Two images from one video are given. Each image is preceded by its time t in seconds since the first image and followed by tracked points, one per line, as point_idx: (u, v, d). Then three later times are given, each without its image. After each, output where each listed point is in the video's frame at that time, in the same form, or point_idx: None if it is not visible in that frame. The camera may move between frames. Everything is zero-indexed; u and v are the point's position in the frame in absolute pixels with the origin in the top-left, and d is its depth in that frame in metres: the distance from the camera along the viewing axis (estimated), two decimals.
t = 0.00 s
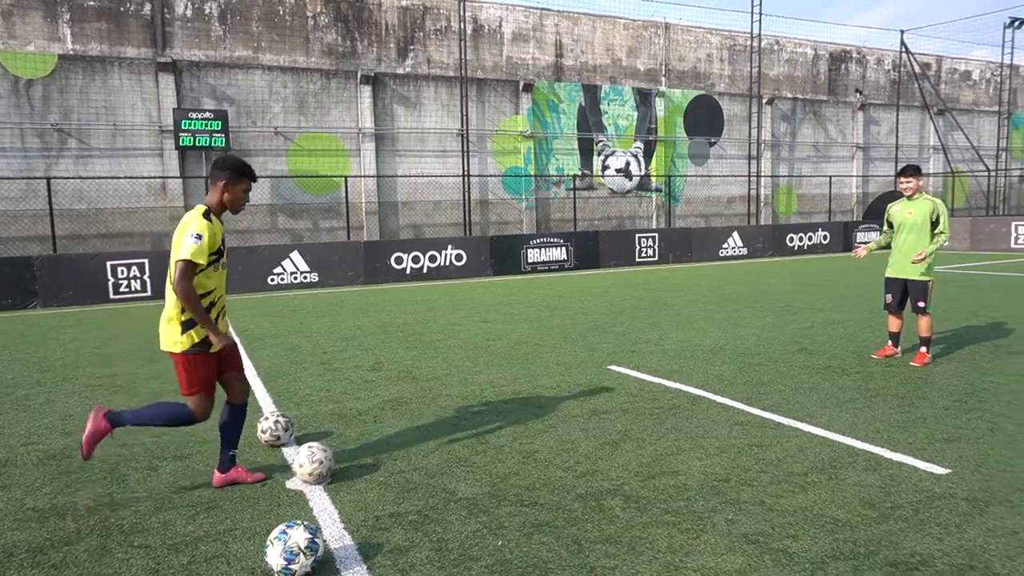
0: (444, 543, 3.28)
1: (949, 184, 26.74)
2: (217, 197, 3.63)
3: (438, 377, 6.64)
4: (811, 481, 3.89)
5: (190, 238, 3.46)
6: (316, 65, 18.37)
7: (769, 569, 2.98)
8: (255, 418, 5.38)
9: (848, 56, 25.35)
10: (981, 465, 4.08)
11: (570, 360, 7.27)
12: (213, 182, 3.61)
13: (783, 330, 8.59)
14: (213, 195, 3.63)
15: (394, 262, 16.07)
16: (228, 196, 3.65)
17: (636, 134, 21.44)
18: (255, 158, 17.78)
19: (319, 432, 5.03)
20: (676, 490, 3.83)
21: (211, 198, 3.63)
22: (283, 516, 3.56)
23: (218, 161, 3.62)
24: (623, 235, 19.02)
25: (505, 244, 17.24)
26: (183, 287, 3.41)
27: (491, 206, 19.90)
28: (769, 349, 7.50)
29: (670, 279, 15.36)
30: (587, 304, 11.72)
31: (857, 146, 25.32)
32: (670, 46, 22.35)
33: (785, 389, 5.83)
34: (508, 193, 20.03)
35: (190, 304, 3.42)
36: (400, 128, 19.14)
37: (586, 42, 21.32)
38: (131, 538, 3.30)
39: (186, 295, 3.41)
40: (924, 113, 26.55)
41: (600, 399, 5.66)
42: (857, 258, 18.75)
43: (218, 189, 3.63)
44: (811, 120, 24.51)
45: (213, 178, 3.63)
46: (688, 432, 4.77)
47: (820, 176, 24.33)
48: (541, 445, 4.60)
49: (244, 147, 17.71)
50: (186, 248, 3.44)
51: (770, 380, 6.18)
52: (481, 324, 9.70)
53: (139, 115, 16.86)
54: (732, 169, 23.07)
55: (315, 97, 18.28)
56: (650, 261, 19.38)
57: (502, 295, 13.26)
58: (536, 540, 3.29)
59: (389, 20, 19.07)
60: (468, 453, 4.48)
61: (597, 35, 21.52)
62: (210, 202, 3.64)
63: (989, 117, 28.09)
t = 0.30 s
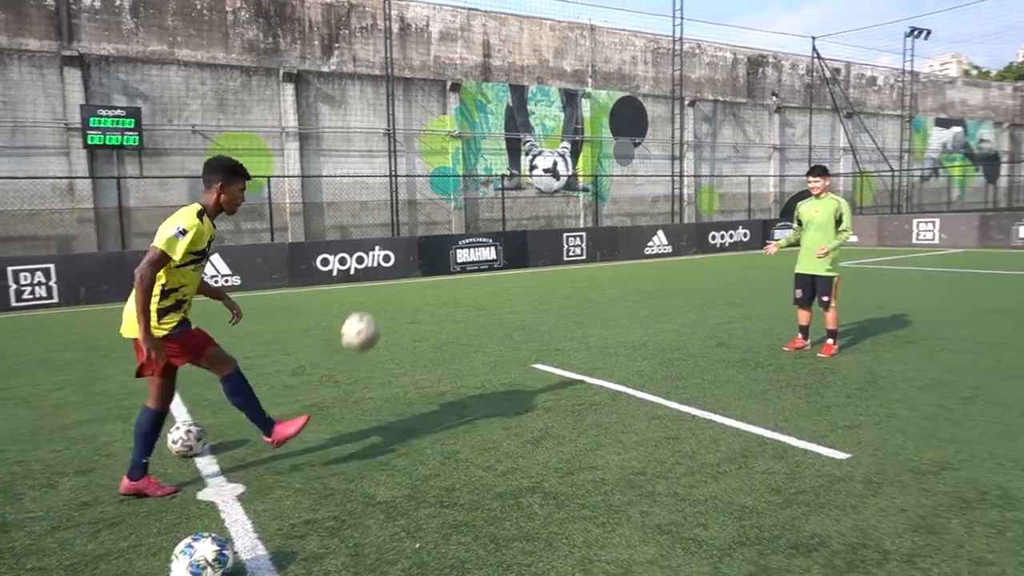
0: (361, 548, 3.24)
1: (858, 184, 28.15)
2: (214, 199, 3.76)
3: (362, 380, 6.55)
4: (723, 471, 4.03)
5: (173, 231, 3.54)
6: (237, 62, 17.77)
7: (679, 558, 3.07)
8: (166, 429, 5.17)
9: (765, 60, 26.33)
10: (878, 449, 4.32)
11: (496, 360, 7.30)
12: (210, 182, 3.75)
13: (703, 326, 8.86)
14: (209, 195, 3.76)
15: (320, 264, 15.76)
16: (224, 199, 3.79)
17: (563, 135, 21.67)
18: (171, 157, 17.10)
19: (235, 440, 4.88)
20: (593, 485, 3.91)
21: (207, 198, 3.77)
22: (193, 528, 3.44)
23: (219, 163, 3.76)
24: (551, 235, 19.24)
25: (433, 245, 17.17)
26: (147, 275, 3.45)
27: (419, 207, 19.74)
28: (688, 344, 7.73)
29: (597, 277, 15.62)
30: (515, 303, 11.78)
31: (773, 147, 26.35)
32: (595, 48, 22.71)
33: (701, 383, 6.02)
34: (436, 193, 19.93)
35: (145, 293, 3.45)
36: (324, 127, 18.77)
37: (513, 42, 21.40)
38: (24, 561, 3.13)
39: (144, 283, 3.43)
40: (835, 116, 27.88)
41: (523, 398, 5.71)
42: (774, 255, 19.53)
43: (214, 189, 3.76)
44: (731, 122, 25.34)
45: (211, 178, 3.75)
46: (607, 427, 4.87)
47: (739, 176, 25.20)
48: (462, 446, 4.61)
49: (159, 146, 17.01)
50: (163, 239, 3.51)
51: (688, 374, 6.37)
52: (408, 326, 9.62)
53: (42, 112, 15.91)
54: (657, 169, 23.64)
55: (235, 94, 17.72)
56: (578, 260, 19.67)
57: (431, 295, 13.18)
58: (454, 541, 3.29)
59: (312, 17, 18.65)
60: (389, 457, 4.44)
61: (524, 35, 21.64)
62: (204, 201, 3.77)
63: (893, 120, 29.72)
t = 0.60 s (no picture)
0: (231, 566, 3.12)
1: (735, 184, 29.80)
2: (168, 213, 3.63)
3: (241, 390, 6.30)
4: (599, 463, 4.20)
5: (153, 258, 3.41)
6: (103, 55, 16.64)
7: (552, 550, 3.17)
8: (17, 453, 4.77)
9: (648, 65, 27.41)
10: (741, 433, 4.62)
11: (384, 364, 7.23)
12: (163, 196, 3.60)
13: (589, 323, 9.14)
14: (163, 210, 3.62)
15: (201, 269, 15.02)
16: (179, 212, 3.67)
17: (454, 136, 21.65)
18: (29, 157, 15.77)
19: (97, 461, 4.56)
20: (474, 485, 3.97)
21: (160, 214, 3.62)
22: (40, 561, 3.19)
23: (169, 176, 3.60)
24: (443, 235, 19.26)
25: (321, 247, 16.80)
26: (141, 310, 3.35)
27: (306, 209, 19.18)
28: (574, 341, 7.93)
29: (489, 277, 15.74)
30: (406, 306, 11.67)
31: (657, 148, 27.45)
32: (485, 50, 22.91)
33: (583, 379, 6.22)
34: (323, 194, 19.41)
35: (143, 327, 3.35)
36: (202, 126, 17.84)
37: (402, 42, 21.21)
38: None
39: (140, 318, 3.34)
40: (713, 119, 29.41)
41: (409, 402, 5.69)
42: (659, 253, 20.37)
43: (170, 204, 3.63)
44: (617, 124, 26.18)
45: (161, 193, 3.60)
46: (490, 428, 4.96)
47: (626, 176, 26.09)
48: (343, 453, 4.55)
49: (14, 145, 15.64)
50: (147, 270, 3.37)
51: (572, 371, 6.55)
52: (294, 332, 9.34)
53: None
54: (547, 169, 24.09)
55: (101, 90, 16.56)
56: (471, 261, 19.78)
57: (319, 299, 12.86)
58: (329, 551, 3.23)
59: (188, 10, 17.76)
60: (265, 469, 4.31)
61: (414, 35, 21.48)
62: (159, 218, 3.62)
63: (764, 124, 31.70)
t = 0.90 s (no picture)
0: None
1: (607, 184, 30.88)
2: (113, 191, 3.64)
3: (84, 408, 5.84)
4: (462, 465, 4.27)
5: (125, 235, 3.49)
6: None
7: (411, 555, 3.17)
8: None
9: (522, 67, 27.88)
10: (600, 426, 4.83)
11: (248, 373, 6.95)
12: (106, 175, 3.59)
13: (462, 324, 9.22)
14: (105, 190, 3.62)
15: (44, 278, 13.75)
16: (123, 189, 3.69)
17: (325, 135, 21.04)
18: None
19: None
20: (334, 494, 3.91)
21: (104, 193, 3.61)
22: None
23: (107, 154, 3.60)
24: (317, 238, 18.86)
25: (184, 252, 15.97)
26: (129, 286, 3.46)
27: (166, 211, 18.02)
28: (446, 343, 7.95)
29: (365, 280, 15.49)
30: (275, 312, 11.23)
31: (531, 149, 27.96)
32: (357, 48, 22.45)
33: (453, 380, 6.27)
34: (185, 196, 18.32)
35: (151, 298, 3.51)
36: (44, 123, 16.38)
37: (270, 37, 20.38)
38: None
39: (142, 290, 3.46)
40: (585, 122, 30.32)
41: (272, 412, 5.53)
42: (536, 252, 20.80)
43: (113, 182, 3.64)
44: (491, 125, 26.44)
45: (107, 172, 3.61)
46: (356, 435, 4.92)
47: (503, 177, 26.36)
48: (197, 470, 4.34)
49: None
50: (124, 245, 3.46)
51: (443, 372, 6.57)
52: (148, 343, 8.76)
53: None
54: (423, 170, 23.97)
55: None
56: (346, 263, 19.40)
57: (179, 307, 12.12)
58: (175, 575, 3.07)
59: None
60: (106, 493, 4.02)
61: (282, 31, 20.67)
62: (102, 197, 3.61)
63: (633, 127, 33.08)
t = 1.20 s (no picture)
0: None
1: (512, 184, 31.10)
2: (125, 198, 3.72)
3: None
4: (353, 473, 4.19)
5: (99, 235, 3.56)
6: None
7: (294, 570, 3.09)
8: None
9: (425, 67, 27.74)
10: (495, 427, 4.86)
11: (128, 386, 6.56)
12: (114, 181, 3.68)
13: (362, 327, 9.08)
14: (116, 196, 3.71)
15: None
16: (135, 195, 3.75)
17: (218, 134, 20.05)
18: None
19: None
20: (216, 510, 3.75)
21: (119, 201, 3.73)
22: None
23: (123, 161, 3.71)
24: (211, 242, 18.09)
25: (62, 257, 14.90)
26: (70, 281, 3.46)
27: (40, 214, 16.73)
28: (344, 348, 7.80)
29: (263, 284, 14.96)
30: (162, 320, 10.65)
31: (435, 150, 27.80)
32: (252, 43, 21.65)
33: (349, 385, 6.17)
34: (61, 197, 17.08)
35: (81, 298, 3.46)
36: None
37: (156, 29, 19.33)
38: None
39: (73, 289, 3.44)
40: (489, 122, 30.44)
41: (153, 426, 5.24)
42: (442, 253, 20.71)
43: (126, 187, 3.72)
44: (395, 125, 26.04)
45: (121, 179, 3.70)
46: (243, 446, 4.75)
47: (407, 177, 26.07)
48: (63, 493, 4.05)
49: None
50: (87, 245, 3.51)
51: (339, 378, 6.43)
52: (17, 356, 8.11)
53: None
54: (324, 170, 23.37)
55: None
56: (244, 267, 18.73)
57: (55, 317, 11.29)
58: None
59: None
60: None
61: (169, 23, 19.69)
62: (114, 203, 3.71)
63: (537, 128, 33.51)
